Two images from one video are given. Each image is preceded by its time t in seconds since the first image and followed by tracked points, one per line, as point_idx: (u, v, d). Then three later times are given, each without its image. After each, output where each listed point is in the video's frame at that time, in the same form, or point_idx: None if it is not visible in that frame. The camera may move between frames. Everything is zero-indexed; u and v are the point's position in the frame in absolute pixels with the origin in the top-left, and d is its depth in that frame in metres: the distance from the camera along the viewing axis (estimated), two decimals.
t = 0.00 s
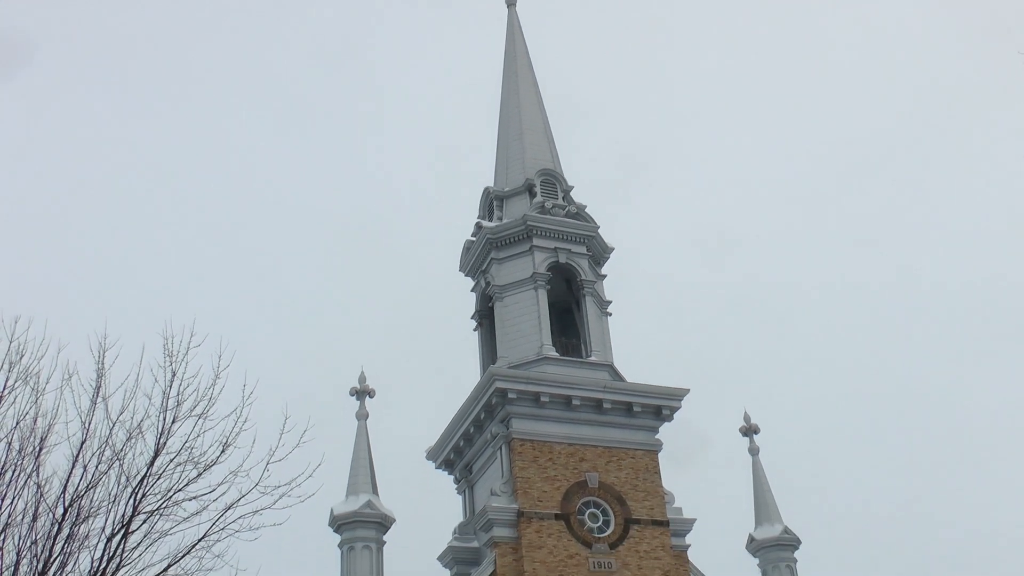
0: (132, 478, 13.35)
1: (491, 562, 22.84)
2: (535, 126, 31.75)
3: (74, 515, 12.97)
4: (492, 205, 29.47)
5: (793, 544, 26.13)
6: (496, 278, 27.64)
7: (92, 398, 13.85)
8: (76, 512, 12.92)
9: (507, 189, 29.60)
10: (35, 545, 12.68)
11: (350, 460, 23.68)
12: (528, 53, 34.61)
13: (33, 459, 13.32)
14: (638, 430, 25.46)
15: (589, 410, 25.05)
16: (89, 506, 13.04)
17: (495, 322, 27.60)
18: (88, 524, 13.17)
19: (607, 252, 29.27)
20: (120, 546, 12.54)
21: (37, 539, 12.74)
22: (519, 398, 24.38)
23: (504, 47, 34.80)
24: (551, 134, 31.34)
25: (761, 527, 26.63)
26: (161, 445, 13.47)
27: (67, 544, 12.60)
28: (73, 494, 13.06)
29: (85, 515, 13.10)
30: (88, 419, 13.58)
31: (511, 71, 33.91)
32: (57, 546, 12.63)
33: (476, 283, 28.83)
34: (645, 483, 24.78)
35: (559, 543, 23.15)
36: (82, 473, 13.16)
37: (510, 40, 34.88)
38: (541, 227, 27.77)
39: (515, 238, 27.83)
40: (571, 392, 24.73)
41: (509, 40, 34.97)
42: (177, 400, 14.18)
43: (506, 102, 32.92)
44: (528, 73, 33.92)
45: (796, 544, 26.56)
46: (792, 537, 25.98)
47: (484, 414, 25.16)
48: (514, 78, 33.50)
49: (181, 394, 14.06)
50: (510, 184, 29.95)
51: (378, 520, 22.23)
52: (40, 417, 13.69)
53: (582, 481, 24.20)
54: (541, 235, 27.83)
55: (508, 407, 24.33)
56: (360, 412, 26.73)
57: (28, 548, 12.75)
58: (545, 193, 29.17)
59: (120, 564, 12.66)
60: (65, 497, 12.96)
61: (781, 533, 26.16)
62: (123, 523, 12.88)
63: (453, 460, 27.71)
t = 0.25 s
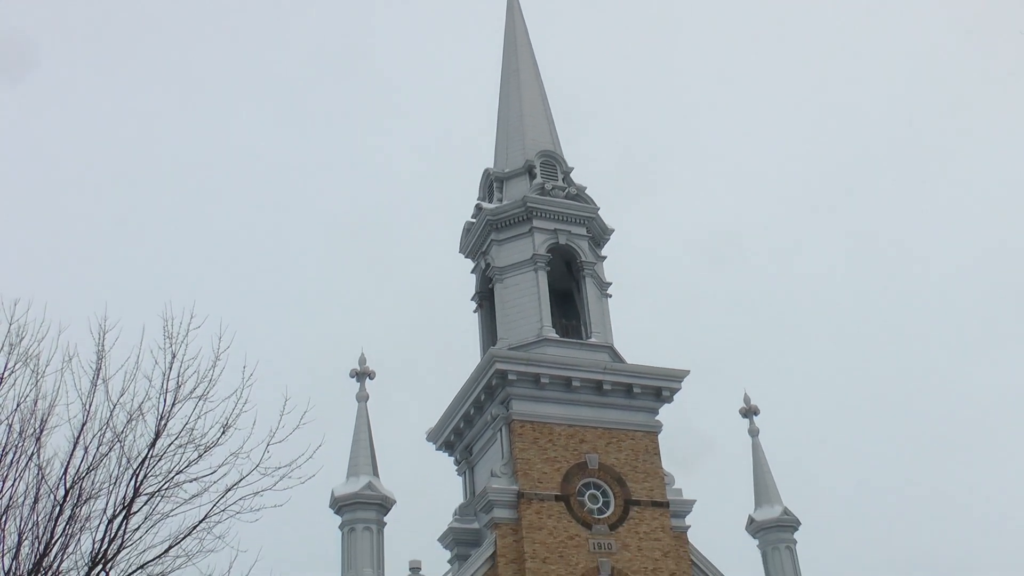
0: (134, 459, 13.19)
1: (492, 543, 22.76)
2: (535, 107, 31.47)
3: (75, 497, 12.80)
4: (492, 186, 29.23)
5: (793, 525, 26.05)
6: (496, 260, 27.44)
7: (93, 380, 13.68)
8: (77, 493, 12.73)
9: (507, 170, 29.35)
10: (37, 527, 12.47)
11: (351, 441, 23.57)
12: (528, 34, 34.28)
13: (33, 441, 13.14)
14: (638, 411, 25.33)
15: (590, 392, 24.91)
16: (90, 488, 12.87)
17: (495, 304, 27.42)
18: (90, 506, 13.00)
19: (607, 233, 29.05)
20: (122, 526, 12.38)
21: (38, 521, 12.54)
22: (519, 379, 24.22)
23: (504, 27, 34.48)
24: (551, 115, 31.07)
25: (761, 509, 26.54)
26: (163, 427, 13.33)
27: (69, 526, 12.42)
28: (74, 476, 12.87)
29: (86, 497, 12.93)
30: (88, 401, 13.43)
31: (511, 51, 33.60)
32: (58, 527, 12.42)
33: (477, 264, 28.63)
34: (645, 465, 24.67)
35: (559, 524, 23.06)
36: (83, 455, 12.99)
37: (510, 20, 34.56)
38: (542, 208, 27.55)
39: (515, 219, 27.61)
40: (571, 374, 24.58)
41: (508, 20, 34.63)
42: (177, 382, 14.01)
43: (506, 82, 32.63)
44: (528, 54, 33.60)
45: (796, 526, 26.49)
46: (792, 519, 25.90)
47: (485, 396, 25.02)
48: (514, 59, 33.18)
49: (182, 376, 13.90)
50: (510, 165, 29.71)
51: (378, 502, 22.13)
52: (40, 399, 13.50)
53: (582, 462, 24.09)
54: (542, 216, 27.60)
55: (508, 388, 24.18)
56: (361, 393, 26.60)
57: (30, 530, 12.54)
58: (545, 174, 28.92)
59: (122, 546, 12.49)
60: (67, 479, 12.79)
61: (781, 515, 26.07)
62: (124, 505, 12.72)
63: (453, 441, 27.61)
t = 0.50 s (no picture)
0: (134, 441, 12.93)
1: (492, 525, 22.65)
2: (535, 88, 31.17)
3: (75, 478, 12.55)
4: (491, 168, 28.98)
5: (793, 506, 25.96)
6: (495, 242, 27.22)
7: (93, 360, 13.42)
8: (77, 475, 12.45)
9: (507, 152, 29.09)
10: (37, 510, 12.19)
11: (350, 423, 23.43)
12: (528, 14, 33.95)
13: (34, 423, 12.88)
14: (637, 393, 25.17)
15: (589, 373, 24.74)
16: (91, 469, 12.62)
17: (495, 285, 27.22)
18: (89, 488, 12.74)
19: (607, 215, 28.82)
20: (123, 508, 12.12)
21: (38, 503, 12.25)
22: (519, 360, 24.05)
23: (504, 7, 34.14)
24: (551, 96, 30.79)
25: (761, 490, 26.44)
26: (164, 409, 13.08)
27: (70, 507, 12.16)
28: (74, 458, 12.61)
29: (86, 478, 12.68)
30: (89, 382, 13.17)
31: (511, 32, 33.28)
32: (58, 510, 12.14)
33: (476, 246, 28.41)
34: (645, 446, 24.54)
35: (558, 505, 22.95)
36: (83, 436, 12.75)
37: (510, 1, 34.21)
38: (541, 190, 27.31)
39: (514, 200, 27.37)
40: (571, 355, 24.40)
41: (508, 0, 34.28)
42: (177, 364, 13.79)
43: (505, 63, 32.32)
44: (528, 35, 33.28)
45: (795, 507, 26.40)
46: (792, 500, 25.80)
47: (484, 377, 24.86)
48: (513, 39, 32.86)
49: (182, 357, 13.66)
50: (509, 146, 29.44)
51: (378, 483, 22.01)
52: (39, 381, 13.23)
53: (581, 443, 23.96)
54: (541, 197, 27.36)
55: (508, 370, 24.01)
56: (360, 375, 26.44)
57: (30, 512, 12.27)
58: (545, 156, 28.66)
59: (123, 528, 12.25)
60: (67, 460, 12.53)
61: (781, 496, 25.97)
62: (125, 486, 12.48)
63: (453, 423, 27.48)
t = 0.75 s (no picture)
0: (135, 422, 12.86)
1: (492, 506, 22.60)
2: (535, 69, 30.92)
3: (77, 460, 12.43)
4: (491, 149, 28.77)
5: (792, 487, 25.92)
6: (495, 223, 27.06)
7: (92, 342, 13.30)
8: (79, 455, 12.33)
9: (506, 133, 28.88)
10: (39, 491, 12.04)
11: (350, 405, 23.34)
12: None
13: (34, 405, 12.78)
14: (637, 373, 25.08)
15: (589, 354, 24.64)
16: (91, 451, 12.52)
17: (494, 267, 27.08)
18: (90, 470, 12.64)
19: (607, 196, 28.63)
20: (124, 488, 12.01)
21: (40, 484, 12.11)
22: (519, 341, 23.93)
23: None
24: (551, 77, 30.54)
25: (760, 471, 26.39)
26: (165, 390, 13.03)
27: (71, 490, 12.04)
28: (74, 440, 12.50)
29: (87, 460, 12.57)
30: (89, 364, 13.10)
31: (511, 13, 32.98)
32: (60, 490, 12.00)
33: (476, 227, 28.25)
34: (644, 427, 24.48)
35: (558, 486, 22.91)
36: (84, 417, 12.62)
37: None
38: (541, 171, 27.11)
39: (514, 182, 27.18)
40: (571, 336, 24.28)
41: None
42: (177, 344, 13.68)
43: (505, 44, 32.05)
44: (527, 15, 32.99)
45: (794, 487, 26.36)
46: (791, 481, 25.76)
47: (484, 359, 24.76)
48: (513, 20, 32.58)
49: (182, 338, 13.57)
50: (509, 127, 29.22)
51: (378, 465, 21.96)
52: (39, 363, 13.15)
53: (581, 424, 23.89)
54: (541, 178, 27.17)
55: (508, 351, 23.90)
56: (361, 356, 26.35)
57: (32, 494, 12.14)
58: (544, 137, 28.45)
59: (124, 509, 12.14)
60: (68, 441, 12.41)
61: (780, 476, 25.92)
62: (125, 468, 12.41)
63: (453, 404, 27.42)
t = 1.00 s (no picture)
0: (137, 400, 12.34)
1: (492, 486, 22.49)
2: (535, 49, 30.63)
3: (79, 441, 11.88)
4: (492, 130, 28.52)
5: (792, 468, 25.82)
6: (495, 204, 26.85)
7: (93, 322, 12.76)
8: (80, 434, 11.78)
9: (507, 114, 28.62)
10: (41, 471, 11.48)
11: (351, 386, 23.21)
12: None
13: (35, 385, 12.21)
14: (638, 354, 24.94)
15: (590, 335, 24.49)
16: (94, 431, 11.98)
17: (495, 248, 26.88)
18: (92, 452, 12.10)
19: (608, 177, 28.40)
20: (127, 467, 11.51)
21: (41, 465, 11.57)
22: (519, 322, 23.77)
23: None
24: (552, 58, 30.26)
25: (760, 452, 26.28)
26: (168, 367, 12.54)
27: (74, 471, 11.50)
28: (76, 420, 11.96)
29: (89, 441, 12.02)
30: (90, 341, 12.59)
31: None
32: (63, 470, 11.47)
33: (477, 208, 28.03)
34: (645, 409, 24.35)
35: (559, 468, 22.81)
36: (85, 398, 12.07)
37: None
38: (541, 152, 26.87)
39: (515, 162, 26.94)
40: (572, 317, 24.11)
41: None
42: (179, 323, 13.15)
43: (505, 25, 31.74)
44: None
45: (794, 468, 26.27)
46: (792, 462, 25.66)
47: (485, 339, 24.61)
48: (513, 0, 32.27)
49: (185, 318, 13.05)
50: (509, 108, 28.96)
51: (380, 445, 21.85)
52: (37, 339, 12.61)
53: (582, 405, 23.77)
54: (541, 159, 26.94)
55: (508, 332, 23.74)
56: (361, 337, 26.20)
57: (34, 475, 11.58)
58: (545, 118, 28.19)
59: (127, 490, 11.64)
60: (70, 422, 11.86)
61: (780, 457, 25.82)
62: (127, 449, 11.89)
63: (454, 385, 27.31)
